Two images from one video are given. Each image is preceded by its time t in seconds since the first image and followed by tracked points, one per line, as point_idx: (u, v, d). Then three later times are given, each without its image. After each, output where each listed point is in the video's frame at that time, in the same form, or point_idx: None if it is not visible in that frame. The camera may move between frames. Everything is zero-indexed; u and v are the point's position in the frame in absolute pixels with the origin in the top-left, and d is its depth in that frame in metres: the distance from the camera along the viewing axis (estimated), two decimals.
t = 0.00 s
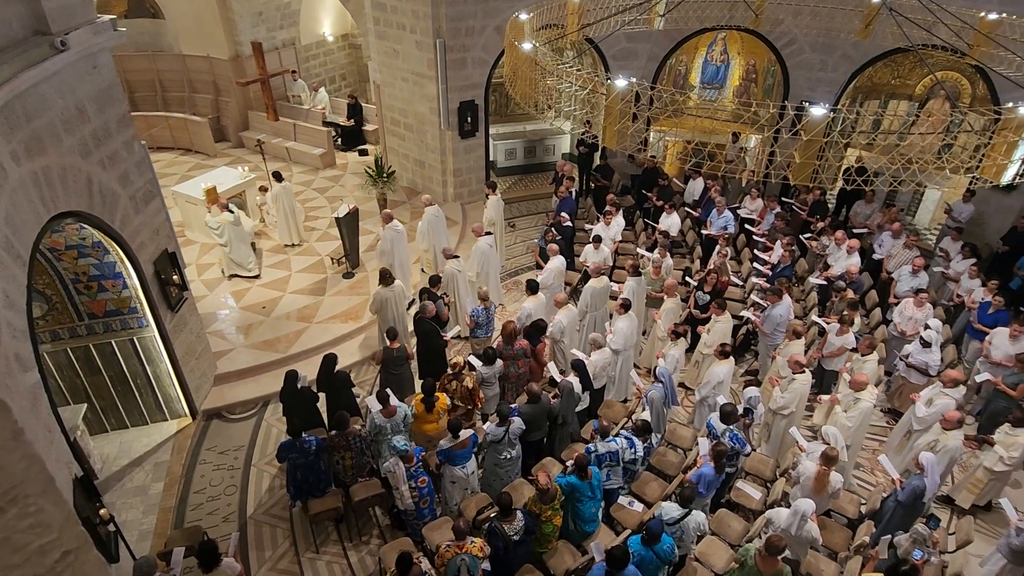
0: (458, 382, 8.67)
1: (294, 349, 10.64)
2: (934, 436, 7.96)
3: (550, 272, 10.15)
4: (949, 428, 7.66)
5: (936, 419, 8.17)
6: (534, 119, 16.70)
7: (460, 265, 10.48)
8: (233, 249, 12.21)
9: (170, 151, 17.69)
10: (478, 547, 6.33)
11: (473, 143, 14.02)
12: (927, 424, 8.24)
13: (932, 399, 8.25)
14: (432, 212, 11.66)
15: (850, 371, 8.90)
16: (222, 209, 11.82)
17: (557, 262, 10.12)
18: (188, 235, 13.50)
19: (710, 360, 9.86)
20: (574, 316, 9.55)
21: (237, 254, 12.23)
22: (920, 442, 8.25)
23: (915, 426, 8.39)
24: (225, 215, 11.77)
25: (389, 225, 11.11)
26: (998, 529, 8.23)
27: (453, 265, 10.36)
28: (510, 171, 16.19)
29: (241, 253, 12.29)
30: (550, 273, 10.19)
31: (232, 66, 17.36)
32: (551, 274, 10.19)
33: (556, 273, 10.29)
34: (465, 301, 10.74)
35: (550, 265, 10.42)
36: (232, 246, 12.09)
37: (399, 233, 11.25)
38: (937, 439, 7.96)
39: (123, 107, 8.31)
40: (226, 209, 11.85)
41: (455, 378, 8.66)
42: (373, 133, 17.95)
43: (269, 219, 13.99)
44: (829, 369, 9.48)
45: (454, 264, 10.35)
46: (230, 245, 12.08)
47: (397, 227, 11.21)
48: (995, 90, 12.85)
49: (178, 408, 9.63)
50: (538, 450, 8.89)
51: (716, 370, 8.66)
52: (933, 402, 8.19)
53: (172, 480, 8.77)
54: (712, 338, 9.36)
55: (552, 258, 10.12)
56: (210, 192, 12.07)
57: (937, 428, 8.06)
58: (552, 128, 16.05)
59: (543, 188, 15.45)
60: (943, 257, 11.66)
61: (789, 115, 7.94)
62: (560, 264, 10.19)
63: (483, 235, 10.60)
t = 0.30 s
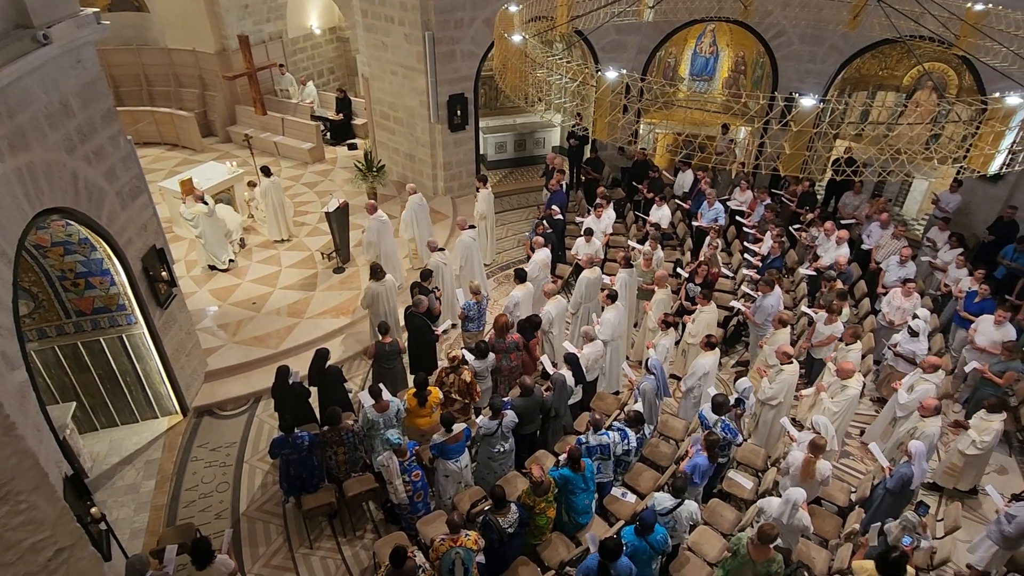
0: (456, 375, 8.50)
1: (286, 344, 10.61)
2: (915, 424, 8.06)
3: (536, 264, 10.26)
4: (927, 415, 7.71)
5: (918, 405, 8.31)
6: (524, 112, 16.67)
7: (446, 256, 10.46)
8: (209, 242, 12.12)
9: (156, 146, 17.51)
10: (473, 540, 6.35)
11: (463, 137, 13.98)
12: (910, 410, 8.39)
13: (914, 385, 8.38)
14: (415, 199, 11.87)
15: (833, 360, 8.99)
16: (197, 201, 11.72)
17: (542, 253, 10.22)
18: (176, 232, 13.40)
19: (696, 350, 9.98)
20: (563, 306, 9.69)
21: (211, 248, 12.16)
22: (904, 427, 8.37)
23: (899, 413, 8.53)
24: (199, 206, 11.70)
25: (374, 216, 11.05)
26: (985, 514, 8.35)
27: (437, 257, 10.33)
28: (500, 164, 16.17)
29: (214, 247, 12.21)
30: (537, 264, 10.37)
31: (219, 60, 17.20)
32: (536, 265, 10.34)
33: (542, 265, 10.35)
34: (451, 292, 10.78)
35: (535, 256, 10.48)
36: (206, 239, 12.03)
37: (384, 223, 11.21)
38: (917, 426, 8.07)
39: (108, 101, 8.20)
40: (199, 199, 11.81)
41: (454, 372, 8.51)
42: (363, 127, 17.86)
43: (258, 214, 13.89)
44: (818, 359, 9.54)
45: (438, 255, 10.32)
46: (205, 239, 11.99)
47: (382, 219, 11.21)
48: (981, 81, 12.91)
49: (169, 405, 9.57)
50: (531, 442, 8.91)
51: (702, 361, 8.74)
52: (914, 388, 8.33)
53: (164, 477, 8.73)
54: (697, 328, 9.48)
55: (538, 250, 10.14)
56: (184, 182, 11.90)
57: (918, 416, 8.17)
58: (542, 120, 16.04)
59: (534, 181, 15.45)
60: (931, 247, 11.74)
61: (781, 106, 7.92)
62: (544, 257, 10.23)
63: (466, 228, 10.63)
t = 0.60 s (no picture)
0: (453, 365, 8.59)
1: (278, 336, 10.58)
2: (892, 407, 8.15)
3: (519, 253, 10.27)
4: (905, 398, 7.81)
5: (898, 383, 8.44)
6: (514, 102, 16.61)
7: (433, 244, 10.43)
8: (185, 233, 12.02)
9: (141, 138, 17.31)
10: (467, 529, 6.36)
11: (453, 127, 13.92)
12: (890, 388, 8.51)
13: (895, 364, 8.54)
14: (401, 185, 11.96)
15: (816, 347, 9.09)
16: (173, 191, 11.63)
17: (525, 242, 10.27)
18: (164, 224, 13.29)
19: (684, 337, 10.05)
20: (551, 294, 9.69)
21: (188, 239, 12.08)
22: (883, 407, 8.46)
23: (879, 392, 8.65)
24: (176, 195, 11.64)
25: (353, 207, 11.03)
26: (972, 497, 8.48)
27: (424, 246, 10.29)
28: (490, 154, 16.12)
29: (191, 237, 12.08)
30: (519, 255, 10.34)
31: (205, 51, 16.99)
32: (519, 256, 10.33)
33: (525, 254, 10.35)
34: (441, 283, 10.77)
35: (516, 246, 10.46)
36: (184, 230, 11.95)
37: (366, 214, 11.17)
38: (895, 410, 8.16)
39: (92, 93, 8.09)
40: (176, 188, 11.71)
41: (450, 362, 8.59)
42: (352, 118, 17.74)
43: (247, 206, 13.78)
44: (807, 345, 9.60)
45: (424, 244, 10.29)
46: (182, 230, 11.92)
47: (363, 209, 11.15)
48: (968, 68, 13.00)
49: (160, 399, 9.53)
50: (524, 432, 8.95)
51: (690, 349, 8.81)
52: (895, 366, 8.49)
53: (156, 471, 8.71)
54: (684, 316, 9.55)
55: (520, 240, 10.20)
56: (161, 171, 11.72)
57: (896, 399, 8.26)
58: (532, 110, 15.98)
59: (525, 171, 15.42)
60: (918, 234, 11.84)
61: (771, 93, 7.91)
62: (527, 246, 10.23)
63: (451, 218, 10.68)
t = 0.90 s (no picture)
0: (447, 357, 8.62)
1: (273, 328, 10.56)
2: (878, 392, 8.25)
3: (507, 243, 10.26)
4: (891, 384, 7.91)
5: (884, 366, 8.56)
6: (507, 92, 16.53)
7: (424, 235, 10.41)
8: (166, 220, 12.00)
9: (132, 130, 17.17)
10: (464, 519, 6.39)
11: (446, 117, 13.86)
12: (877, 371, 8.64)
13: (881, 346, 8.67)
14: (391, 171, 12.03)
15: (805, 337, 9.15)
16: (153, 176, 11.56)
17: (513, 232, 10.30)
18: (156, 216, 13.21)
19: (677, 326, 10.10)
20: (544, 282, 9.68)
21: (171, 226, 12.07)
22: (870, 392, 8.57)
23: (866, 373, 8.78)
24: (157, 182, 11.62)
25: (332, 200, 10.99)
26: (965, 483, 8.57)
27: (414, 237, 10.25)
28: (484, 145, 16.06)
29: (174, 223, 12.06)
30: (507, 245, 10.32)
31: (195, 41, 16.83)
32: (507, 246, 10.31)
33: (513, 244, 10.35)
34: (436, 273, 10.76)
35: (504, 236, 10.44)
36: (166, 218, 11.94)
37: (342, 206, 11.08)
38: (881, 395, 8.27)
39: (82, 84, 8.01)
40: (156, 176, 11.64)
41: (444, 354, 8.62)
42: (344, 109, 17.64)
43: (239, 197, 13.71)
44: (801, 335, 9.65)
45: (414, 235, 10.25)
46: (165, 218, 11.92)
47: (342, 200, 11.12)
48: (962, 56, 13.02)
49: (155, 392, 9.50)
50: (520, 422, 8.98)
51: (684, 337, 8.84)
52: (881, 348, 8.61)
53: (152, 464, 8.70)
54: (677, 305, 9.59)
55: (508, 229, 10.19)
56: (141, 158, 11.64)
57: (882, 385, 8.37)
58: (525, 100, 15.92)
59: (519, 161, 15.40)
60: (911, 222, 11.89)
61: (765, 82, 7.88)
62: (514, 235, 10.22)
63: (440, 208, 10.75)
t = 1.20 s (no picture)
0: (441, 348, 8.65)
1: (270, 320, 10.55)
2: (869, 379, 8.26)
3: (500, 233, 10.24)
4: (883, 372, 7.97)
5: (875, 352, 8.63)
6: (503, 81, 16.44)
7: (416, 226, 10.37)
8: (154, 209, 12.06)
9: (125, 121, 17.07)
10: (462, 508, 6.42)
11: (442, 107, 13.79)
12: (868, 358, 8.71)
13: (872, 332, 8.75)
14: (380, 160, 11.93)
15: (801, 326, 9.17)
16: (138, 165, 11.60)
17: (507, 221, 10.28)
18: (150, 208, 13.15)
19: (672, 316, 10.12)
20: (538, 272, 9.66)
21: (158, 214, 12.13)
22: (862, 378, 8.64)
23: (858, 360, 8.85)
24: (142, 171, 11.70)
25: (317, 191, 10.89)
26: (959, 470, 8.63)
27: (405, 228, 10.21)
28: (480, 135, 15.99)
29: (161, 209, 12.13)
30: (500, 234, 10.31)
31: (188, 31, 16.70)
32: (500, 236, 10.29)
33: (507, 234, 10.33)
34: (433, 265, 10.75)
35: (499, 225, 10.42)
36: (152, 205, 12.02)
37: (325, 197, 11.02)
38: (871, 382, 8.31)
39: (75, 74, 7.94)
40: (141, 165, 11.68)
41: (439, 345, 8.64)
42: (340, 99, 17.53)
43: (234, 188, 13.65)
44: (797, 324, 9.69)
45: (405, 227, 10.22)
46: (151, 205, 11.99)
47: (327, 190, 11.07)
48: (959, 45, 12.98)
49: (152, 385, 9.49)
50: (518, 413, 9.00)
51: (680, 325, 8.85)
52: (872, 335, 8.68)
53: (150, 456, 8.70)
54: (673, 294, 9.60)
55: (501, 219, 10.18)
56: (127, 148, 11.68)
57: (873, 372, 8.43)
58: (521, 90, 15.84)
59: (516, 152, 15.35)
60: (907, 211, 11.91)
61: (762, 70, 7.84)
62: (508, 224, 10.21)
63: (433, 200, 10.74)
